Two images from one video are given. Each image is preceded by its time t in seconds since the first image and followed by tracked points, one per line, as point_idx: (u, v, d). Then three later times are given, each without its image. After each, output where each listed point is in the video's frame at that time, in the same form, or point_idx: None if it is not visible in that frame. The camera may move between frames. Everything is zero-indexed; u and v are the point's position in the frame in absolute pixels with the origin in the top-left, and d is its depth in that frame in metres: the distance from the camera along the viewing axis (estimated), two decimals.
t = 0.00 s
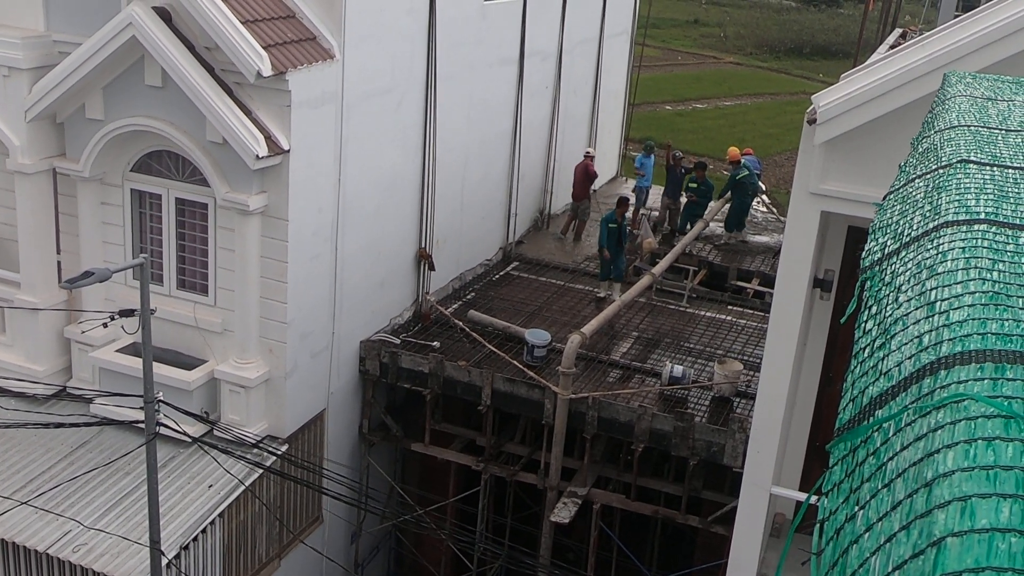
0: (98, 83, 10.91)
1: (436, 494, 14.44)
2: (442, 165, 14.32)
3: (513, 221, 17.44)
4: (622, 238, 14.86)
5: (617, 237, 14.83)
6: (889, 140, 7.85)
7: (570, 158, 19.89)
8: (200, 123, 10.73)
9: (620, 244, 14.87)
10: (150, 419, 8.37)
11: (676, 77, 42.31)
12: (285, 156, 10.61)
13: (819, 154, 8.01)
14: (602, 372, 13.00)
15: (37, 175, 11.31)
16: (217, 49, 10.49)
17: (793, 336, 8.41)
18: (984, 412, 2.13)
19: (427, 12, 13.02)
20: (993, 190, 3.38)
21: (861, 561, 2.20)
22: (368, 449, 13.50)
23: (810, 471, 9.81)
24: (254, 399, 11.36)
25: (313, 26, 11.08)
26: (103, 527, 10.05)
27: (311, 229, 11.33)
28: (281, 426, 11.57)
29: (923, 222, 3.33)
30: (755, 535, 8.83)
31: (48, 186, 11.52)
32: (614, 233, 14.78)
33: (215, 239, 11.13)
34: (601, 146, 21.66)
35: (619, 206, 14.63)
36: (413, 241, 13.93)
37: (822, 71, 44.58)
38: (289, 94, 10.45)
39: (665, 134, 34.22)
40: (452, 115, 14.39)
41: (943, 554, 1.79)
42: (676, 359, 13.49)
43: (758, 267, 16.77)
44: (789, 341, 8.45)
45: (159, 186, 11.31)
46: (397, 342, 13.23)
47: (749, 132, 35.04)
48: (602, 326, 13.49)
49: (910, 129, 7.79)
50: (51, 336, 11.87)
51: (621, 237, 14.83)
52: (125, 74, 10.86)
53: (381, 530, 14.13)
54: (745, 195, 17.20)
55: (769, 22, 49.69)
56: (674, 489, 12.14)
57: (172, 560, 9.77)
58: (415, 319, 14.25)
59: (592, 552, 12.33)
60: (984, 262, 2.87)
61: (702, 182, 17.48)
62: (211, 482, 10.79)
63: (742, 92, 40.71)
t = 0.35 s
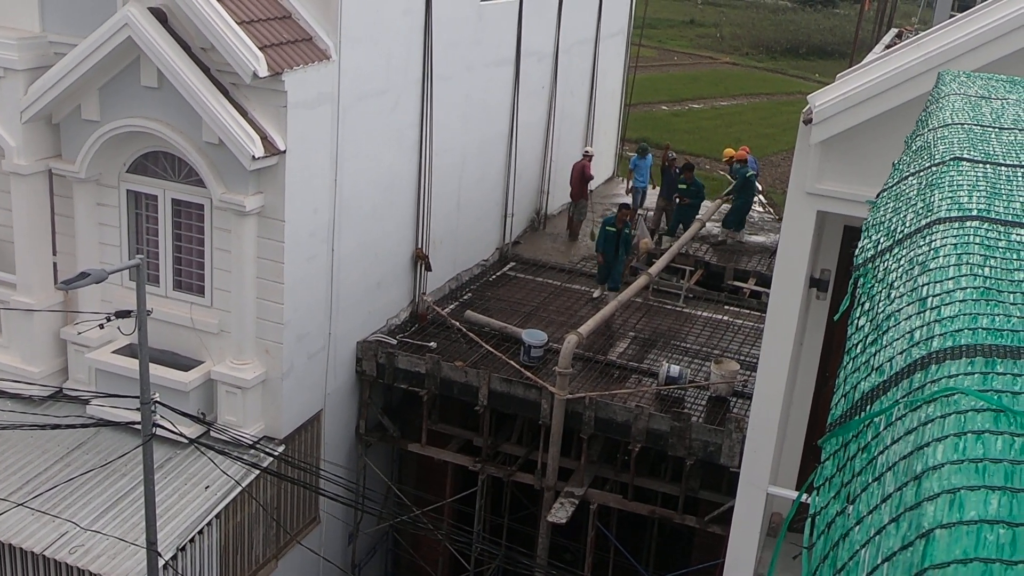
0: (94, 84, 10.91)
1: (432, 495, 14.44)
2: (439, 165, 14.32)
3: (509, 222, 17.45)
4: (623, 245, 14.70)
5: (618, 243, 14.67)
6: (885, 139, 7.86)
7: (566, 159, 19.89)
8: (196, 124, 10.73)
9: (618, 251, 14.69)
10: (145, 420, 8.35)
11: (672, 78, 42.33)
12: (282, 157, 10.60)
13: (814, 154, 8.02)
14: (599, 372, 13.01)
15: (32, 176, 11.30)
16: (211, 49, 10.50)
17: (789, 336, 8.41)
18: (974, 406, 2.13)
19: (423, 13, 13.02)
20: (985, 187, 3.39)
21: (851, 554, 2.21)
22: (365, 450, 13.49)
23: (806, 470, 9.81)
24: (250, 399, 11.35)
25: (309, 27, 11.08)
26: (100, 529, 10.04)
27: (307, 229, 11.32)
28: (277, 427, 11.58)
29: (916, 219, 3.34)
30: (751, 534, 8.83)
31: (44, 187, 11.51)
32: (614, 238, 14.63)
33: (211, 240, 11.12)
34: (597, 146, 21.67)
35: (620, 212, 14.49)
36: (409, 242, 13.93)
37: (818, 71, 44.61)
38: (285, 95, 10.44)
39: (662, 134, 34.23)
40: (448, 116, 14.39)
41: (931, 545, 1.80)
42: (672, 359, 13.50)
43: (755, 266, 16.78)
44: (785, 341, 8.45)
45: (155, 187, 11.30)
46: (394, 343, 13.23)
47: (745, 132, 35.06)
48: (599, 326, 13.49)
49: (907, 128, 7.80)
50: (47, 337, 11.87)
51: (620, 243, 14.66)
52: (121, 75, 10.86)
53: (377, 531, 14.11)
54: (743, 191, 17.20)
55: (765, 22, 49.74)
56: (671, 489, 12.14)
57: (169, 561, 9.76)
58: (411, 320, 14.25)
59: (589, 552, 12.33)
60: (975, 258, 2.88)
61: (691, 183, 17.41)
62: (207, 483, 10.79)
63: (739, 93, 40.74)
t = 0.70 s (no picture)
0: (90, 86, 10.90)
1: (430, 496, 14.44)
2: (435, 166, 14.33)
3: (506, 223, 17.45)
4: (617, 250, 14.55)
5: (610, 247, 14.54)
6: (880, 140, 7.87)
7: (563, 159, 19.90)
8: (192, 125, 10.72)
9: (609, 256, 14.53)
10: (143, 421, 8.35)
11: (668, 78, 42.36)
12: (278, 159, 10.60)
13: (811, 155, 8.03)
14: (596, 373, 13.02)
15: (29, 178, 11.29)
16: (209, 52, 10.48)
17: (785, 336, 8.42)
18: (965, 408, 2.13)
19: (419, 14, 13.02)
20: (978, 189, 3.39)
21: (842, 555, 2.21)
22: (362, 451, 13.49)
23: (803, 470, 9.83)
24: (248, 401, 11.35)
25: (305, 29, 11.08)
26: (97, 531, 10.03)
27: (304, 231, 11.32)
28: (274, 428, 11.57)
29: (909, 221, 3.34)
30: (748, 534, 8.84)
31: (40, 189, 11.49)
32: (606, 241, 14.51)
33: (207, 242, 11.12)
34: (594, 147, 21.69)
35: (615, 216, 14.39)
36: (406, 243, 13.93)
37: (815, 72, 44.67)
38: (281, 97, 10.44)
39: (658, 135, 34.25)
40: (445, 117, 14.38)
41: (920, 547, 1.81)
42: (669, 359, 13.52)
43: (752, 266, 16.80)
44: (781, 341, 8.46)
45: (152, 189, 11.29)
46: (391, 344, 13.24)
47: (741, 133, 35.09)
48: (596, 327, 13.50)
49: (903, 128, 7.81)
50: (44, 339, 11.86)
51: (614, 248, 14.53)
52: (117, 76, 10.85)
53: (375, 532, 14.10)
54: (742, 189, 17.33)
55: (761, 22, 49.79)
56: (668, 489, 12.16)
57: (166, 563, 9.77)
58: (408, 321, 14.25)
59: (587, 553, 12.33)
60: (968, 260, 2.88)
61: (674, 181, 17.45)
62: (205, 485, 10.79)
63: (735, 93, 40.78)
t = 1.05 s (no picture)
0: (87, 87, 10.90)
1: (427, 497, 14.43)
2: (432, 167, 14.33)
3: (504, 224, 17.46)
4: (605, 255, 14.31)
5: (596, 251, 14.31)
6: (877, 140, 7.88)
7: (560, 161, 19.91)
8: (189, 127, 10.72)
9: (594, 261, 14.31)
10: (139, 423, 8.33)
11: (666, 79, 42.38)
12: (275, 160, 10.59)
13: (807, 155, 8.04)
14: (594, 374, 13.02)
15: (25, 180, 11.27)
16: (205, 53, 10.48)
17: (782, 337, 8.43)
18: (962, 408, 2.14)
19: (416, 16, 13.02)
20: (975, 188, 3.40)
21: (840, 555, 2.22)
22: (360, 452, 13.48)
23: (800, 470, 9.84)
24: (245, 403, 11.35)
25: (302, 30, 11.07)
26: (94, 533, 10.01)
27: (301, 233, 11.32)
28: (272, 430, 11.56)
29: (906, 222, 3.35)
30: (746, 535, 8.84)
31: (37, 191, 11.48)
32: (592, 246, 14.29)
33: (204, 244, 11.12)
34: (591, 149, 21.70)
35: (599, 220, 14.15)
36: (404, 244, 13.93)
37: (811, 73, 44.74)
38: (278, 98, 10.43)
39: (655, 136, 34.27)
40: (442, 118, 14.38)
41: (918, 546, 1.82)
42: (667, 360, 13.52)
43: (749, 267, 16.81)
44: (778, 342, 8.46)
45: (149, 190, 11.29)
46: (388, 345, 13.24)
47: (738, 134, 35.13)
48: (593, 328, 13.51)
49: (901, 129, 7.81)
50: (40, 341, 11.85)
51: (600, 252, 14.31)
52: (114, 78, 10.84)
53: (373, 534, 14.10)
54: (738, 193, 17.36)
55: (758, 24, 49.85)
56: (666, 489, 12.16)
57: (163, 565, 9.75)
58: (405, 323, 14.24)
59: (585, 554, 12.33)
60: (964, 260, 2.89)
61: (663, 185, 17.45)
62: (203, 487, 10.79)
63: (732, 94, 40.82)
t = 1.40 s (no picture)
0: (85, 87, 10.89)
1: (426, 497, 14.43)
2: (431, 167, 14.33)
3: (503, 224, 17.45)
4: (590, 256, 14.13)
5: (581, 252, 14.18)
6: (876, 141, 7.89)
7: (559, 161, 19.90)
8: (188, 126, 10.71)
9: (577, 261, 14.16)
10: (138, 423, 8.32)
11: (666, 79, 42.37)
12: (274, 160, 10.59)
13: (807, 156, 8.04)
14: (593, 374, 13.03)
15: (24, 179, 11.26)
16: (205, 53, 10.48)
17: (781, 338, 8.43)
18: (962, 409, 2.14)
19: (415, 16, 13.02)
20: (975, 190, 3.41)
21: (841, 556, 2.22)
22: (359, 452, 13.48)
23: (799, 471, 9.85)
24: (244, 403, 11.34)
25: (301, 30, 11.07)
26: (92, 533, 10.00)
27: (300, 233, 11.32)
28: (270, 430, 11.55)
29: (906, 223, 3.35)
30: (746, 535, 8.84)
31: (35, 190, 11.47)
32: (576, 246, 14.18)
33: (203, 243, 11.12)
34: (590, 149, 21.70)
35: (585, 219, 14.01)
36: (403, 244, 13.93)
37: (810, 73, 44.77)
38: (277, 98, 10.43)
39: (655, 136, 34.27)
40: (441, 118, 14.37)
41: (919, 548, 1.82)
42: (666, 360, 13.53)
43: (748, 268, 16.82)
44: (778, 343, 8.47)
45: (148, 190, 11.28)
46: (387, 345, 13.25)
47: (738, 134, 35.14)
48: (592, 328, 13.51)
49: (903, 128, 7.81)
50: (39, 341, 11.84)
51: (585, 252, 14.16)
52: (113, 77, 10.83)
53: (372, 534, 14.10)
54: (734, 197, 17.27)
55: (757, 24, 49.86)
56: (665, 490, 12.16)
57: (162, 565, 9.75)
58: (404, 323, 14.23)
59: (583, 554, 12.33)
60: (964, 262, 2.89)
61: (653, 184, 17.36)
62: (201, 487, 10.78)
63: (731, 94, 40.83)
